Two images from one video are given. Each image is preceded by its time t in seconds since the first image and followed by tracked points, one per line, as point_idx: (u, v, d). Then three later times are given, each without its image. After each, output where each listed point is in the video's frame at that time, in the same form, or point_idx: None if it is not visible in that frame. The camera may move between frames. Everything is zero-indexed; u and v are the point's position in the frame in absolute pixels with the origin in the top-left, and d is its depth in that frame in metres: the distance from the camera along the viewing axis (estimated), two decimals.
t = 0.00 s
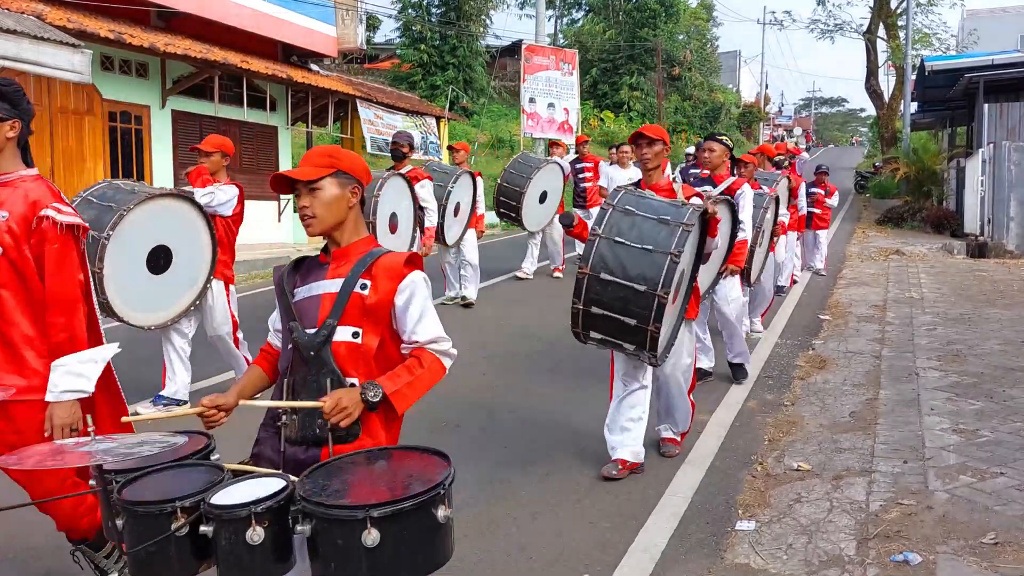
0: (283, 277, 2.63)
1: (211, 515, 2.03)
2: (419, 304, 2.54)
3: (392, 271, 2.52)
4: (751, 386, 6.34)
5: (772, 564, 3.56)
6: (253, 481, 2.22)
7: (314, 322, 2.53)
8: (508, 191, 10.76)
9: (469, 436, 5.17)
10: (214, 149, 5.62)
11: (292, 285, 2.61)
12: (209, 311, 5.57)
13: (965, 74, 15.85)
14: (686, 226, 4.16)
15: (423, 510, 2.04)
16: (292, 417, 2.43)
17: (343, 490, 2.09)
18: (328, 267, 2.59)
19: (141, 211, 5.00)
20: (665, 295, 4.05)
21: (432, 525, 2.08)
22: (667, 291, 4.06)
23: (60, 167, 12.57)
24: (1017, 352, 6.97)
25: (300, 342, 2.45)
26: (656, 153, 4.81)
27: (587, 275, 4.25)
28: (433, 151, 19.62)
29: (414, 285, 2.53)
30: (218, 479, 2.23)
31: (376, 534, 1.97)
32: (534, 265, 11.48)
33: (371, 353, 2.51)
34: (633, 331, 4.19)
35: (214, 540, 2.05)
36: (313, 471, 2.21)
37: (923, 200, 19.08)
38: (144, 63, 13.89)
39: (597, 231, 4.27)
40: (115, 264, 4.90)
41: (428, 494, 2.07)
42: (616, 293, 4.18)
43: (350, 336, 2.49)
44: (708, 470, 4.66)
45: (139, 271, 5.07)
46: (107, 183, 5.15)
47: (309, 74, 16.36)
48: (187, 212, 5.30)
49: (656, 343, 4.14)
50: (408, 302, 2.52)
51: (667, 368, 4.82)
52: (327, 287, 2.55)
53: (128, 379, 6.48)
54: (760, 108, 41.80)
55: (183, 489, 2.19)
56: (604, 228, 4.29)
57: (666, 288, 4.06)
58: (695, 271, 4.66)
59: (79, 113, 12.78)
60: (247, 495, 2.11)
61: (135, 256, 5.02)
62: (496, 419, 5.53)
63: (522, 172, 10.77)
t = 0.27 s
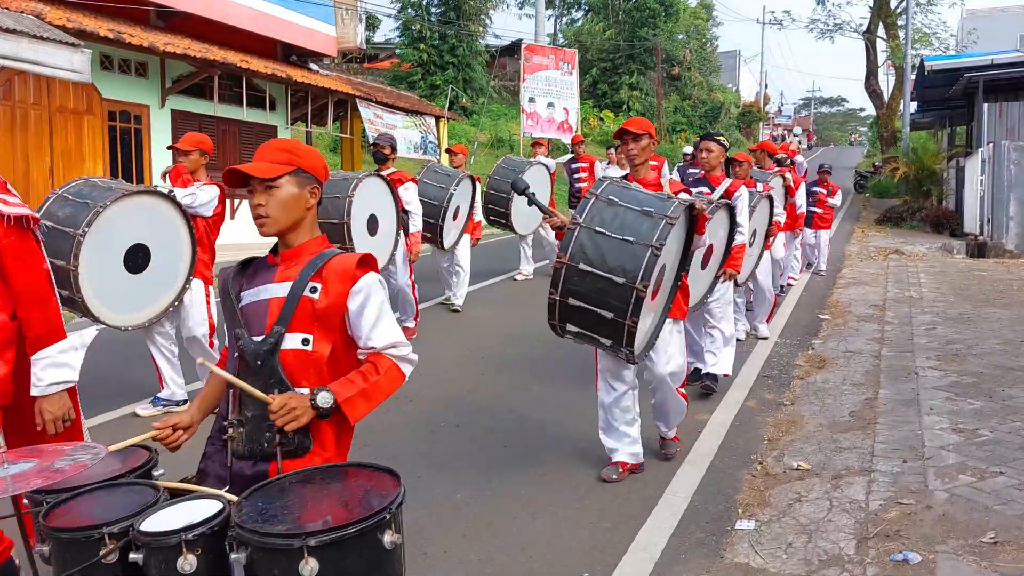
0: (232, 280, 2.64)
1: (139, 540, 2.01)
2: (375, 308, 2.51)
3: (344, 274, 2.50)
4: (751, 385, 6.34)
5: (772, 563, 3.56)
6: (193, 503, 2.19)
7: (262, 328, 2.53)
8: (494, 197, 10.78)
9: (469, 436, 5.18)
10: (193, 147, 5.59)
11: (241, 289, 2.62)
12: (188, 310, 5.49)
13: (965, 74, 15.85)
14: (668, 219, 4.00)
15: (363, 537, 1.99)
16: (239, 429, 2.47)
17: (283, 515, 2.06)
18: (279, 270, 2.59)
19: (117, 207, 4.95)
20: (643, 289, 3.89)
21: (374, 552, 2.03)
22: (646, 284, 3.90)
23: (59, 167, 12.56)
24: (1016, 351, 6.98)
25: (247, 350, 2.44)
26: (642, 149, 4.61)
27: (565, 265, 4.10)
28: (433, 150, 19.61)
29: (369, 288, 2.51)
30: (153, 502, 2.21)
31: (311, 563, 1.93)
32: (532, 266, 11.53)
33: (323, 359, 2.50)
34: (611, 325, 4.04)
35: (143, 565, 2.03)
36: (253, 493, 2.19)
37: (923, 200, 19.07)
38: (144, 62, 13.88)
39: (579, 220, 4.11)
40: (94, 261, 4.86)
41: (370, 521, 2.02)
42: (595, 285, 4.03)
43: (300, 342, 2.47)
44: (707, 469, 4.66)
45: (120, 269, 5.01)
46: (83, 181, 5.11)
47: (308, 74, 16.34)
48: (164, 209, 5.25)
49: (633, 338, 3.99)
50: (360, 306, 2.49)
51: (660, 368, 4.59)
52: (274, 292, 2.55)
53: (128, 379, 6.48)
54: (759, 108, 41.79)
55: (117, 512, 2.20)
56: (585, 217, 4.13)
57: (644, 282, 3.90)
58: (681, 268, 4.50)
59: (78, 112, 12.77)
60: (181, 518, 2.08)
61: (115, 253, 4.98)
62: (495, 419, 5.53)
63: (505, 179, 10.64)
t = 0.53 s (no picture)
0: (190, 285, 2.50)
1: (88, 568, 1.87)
2: (343, 313, 2.39)
3: (313, 274, 2.38)
4: (750, 384, 6.35)
5: (772, 562, 3.56)
6: (143, 526, 2.07)
7: (224, 334, 2.40)
8: (493, 196, 10.74)
9: (469, 436, 5.18)
10: (181, 148, 5.62)
11: (200, 294, 2.49)
12: (169, 317, 5.32)
13: (964, 74, 15.84)
14: (658, 215, 3.89)
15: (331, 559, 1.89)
16: (198, 445, 2.30)
17: (243, 540, 1.95)
18: (242, 273, 2.47)
19: (119, 205, 4.93)
20: (632, 286, 3.75)
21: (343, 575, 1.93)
22: (636, 280, 3.77)
23: (59, 167, 12.58)
24: (1015, 350, 6.99)
25: (205, 360, 2.29)
26: (636, 146, 4.47)
27: (552, 262, 3.92)
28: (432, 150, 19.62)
29: (337, 292, 2.40)
30: (103, 524, 2.08)
31: None
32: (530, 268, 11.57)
33: (287, 368, 2.37)
34: (600, 324, 3.87)
35: None
36: (210, 516, 2.07)
37: (923, 200, 19.06)
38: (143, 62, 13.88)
39: (567, 215, 3.93)
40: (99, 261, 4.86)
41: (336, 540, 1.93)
42: (583, 282, 3.86)
43: (263, 350, 2.35)
44: (707, 469, 4.66)
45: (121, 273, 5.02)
46: (80, 178, 5.14)
47: (307, 73, 16.32)
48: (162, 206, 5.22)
49: (622, 337, 3.84)
50: (330, 310, 2.38)
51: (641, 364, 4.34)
52: (236, 295, 2.43)
53: (129, 378, 6.47)
54: (759, 108, 41.80)
55: (62, 538, 2.01)
56: (573, 213, 3.95)
57: (633, 279, 3.76)
58: (673, 268, 4.36)
59: (78, 112, 12.77)
60: (133, 543, 1.95)
61: (116, 251, 4.97)
62: (495, 418, 5.53)
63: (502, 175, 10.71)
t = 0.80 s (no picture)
0: (138, 306, 2.19)
1: None
2: (308, 340, 2.09)
3: (274, 296, 2.07)
4: (750, 384, 6.35)
5: (771, 562, 3.56)
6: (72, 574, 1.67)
7: (172, 363, 2.08)
8: (497, 193, 10.76)
9: (468, 436, 5.17)
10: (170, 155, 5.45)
11: (148, 314, 2.18)
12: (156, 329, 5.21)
13: (964, 73, 15.83)
14: (657, 222, 3.70)
15: None
16: (145, 485, 2.07)
17: None
18: (194, 292, 2.15)
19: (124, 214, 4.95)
20: (629, 295, 3.55)
21: None
22: (632, 289, 3.57)
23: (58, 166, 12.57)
24: (1015, 349, 6.99)
25: (153, 391, 2.02)
26: (634, 150, 4.40)
27: (546, 268, 3.72)
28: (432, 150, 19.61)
29: (301, 315, 2.10)
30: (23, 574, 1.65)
31: None
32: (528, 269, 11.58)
33: (245, 402, 2.07)
34: (592, 333, 3.69)
35: None
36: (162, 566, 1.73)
37: (923, 199, 19.03)
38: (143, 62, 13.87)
39: (562, 219, 3.77)
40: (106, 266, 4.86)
41: None
42: (577, 289, 3.67)
43: (218, 380, 2.04)
44: (706, 469, 4.66)
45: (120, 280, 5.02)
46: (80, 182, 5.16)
47: (307, 73, 16.31)
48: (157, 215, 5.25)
49: (616, 348, 3.65)
50: (294, 338, 2.07)
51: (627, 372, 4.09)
52: (188, 318, 2.10)
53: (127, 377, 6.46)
54: (758, 107, 41.80)
55: None
56: (568, 217, 3.78)
57: (630, 287, 3.56)
58: (667, 277, 4.17)
59: (77, 112, 12.77)
60: None
61: (117, 263, 4.96)
62: (495, 419, 5.52)
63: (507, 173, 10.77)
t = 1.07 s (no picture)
0: (81, 313, 2.00)
1: None
2: (267, 339, 1.91)
3: (228, 290, 1.89)
4: (750, 383, 6.34)
5: (771, 561, 3.56)
6: None
7: (116, 371, 1.88)
8: (500, 192, 10.70)
9: (468, 435, 5.17)
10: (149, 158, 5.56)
11: (90, 319, 1.98)
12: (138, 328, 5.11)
13: (964, 72, 15.81)
14: (650, 228, 3.51)
15: None
16: (95, 508, 1.84)
17: None
18: (140, 291, 1.96)
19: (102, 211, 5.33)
20: (622, 307, 3.39)
21: None
22: (626, 301, 3.40)
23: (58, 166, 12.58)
24: (1015, 348, 6.99)
25: (96, 404, 1.81)
26: (630, 151, 4.21)
27: (534, 279, 3.56)
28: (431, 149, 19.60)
29: (257, 312, 1.92)
30: None
31: None
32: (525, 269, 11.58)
33: (200, 411, 1.89)
34: (585, 347, 3.52)
35: None
36: None
37: (923, 198, 19.00)
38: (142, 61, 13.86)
39: (550, 227, 3.59)
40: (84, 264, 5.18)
41: None
42: (567, 302, 3.51)
43: (169, 390, 1.86)
44: (707, 467, 4.65)
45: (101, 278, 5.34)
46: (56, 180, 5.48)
47: (306, 72, 16.28)
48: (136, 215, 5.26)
49: (611, 362, 3.47)
50: (253, 336, 1.90)
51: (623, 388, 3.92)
52: (133, 321, 1.91)
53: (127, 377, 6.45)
54: (758, 107, 41.79)
55: None
56: (557, 224, 3.61)
57: (624, 298, 3.40)
58: (664, 284, 3.99)
59: (76, 110, 12.76)
60: None
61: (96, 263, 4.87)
62: (494, 418, 5.51)
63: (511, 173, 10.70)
